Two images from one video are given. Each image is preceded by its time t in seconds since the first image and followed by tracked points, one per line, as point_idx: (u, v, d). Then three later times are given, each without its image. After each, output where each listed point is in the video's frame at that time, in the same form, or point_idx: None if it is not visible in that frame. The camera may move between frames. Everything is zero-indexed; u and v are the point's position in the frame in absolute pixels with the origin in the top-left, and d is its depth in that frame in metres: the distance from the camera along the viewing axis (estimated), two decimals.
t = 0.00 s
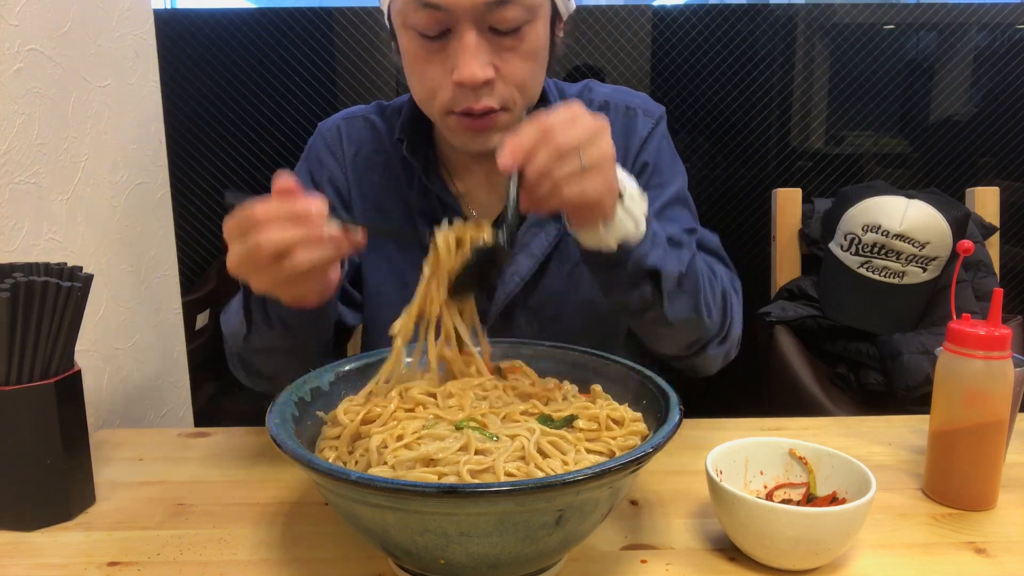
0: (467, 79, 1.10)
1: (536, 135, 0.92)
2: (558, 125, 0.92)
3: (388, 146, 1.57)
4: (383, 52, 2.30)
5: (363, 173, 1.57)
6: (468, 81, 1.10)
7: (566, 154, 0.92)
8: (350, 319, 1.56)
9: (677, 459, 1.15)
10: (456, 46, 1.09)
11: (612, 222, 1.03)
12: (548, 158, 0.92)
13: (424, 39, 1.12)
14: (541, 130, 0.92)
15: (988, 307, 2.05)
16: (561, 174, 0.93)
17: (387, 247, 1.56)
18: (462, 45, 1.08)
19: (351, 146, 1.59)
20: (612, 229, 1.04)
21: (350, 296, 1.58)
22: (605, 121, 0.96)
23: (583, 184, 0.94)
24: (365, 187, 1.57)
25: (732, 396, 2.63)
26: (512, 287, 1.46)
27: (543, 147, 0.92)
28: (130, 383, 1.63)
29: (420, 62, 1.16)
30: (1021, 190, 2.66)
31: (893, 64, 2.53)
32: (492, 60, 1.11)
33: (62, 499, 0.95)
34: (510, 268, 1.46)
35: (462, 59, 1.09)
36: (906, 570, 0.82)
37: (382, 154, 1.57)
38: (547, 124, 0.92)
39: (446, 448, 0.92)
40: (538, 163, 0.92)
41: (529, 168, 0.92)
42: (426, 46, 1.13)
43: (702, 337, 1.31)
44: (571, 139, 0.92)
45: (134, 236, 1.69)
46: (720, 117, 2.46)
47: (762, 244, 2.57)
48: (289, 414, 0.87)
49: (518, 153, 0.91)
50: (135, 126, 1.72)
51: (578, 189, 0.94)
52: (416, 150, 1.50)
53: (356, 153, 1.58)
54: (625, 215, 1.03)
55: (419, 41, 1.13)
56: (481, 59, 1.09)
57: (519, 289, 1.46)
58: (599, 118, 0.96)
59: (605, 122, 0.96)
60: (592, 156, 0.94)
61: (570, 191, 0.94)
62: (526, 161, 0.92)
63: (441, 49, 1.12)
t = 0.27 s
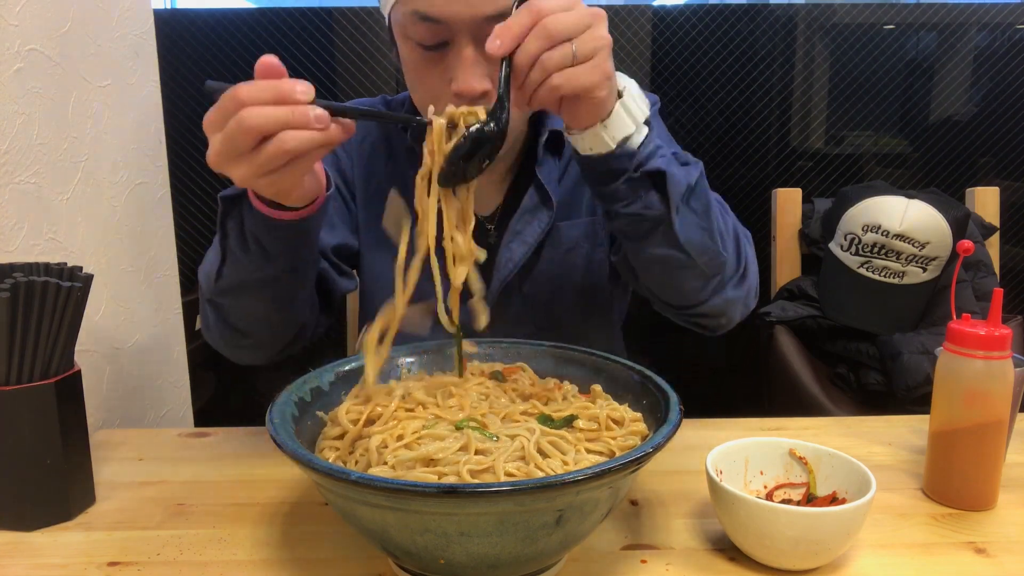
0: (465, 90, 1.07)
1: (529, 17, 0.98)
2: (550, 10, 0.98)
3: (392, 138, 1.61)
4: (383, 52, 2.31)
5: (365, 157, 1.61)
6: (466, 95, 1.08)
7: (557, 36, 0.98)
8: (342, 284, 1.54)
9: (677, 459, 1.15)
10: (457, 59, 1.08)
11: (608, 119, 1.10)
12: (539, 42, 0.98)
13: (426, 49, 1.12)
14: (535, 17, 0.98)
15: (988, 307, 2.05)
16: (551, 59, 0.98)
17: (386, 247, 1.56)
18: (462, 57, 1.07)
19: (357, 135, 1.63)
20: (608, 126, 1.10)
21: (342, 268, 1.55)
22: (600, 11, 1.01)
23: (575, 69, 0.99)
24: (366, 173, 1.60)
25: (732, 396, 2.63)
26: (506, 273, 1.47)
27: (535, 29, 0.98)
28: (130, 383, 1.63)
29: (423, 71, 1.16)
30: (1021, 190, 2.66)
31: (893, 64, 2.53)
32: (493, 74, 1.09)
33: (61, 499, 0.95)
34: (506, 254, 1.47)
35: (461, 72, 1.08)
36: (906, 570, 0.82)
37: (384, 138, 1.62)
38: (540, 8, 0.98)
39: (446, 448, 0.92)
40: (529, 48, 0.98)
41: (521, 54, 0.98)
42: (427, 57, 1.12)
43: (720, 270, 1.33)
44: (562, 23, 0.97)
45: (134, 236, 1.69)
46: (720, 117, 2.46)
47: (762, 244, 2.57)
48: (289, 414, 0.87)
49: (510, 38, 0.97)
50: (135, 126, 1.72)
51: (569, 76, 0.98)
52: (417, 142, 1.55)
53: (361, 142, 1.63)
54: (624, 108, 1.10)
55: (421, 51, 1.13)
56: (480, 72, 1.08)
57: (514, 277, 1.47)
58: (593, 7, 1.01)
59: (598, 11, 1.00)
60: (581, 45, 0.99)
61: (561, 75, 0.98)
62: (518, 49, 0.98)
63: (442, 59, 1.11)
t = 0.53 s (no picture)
0: (464, 95, 1.09)
1: (581, 190, 0.90)
2: (600, 178, 0.89)
3: (385, 148, 1.58)
4: (383, 52, 2.31)
5: (356, 173, 1.58)
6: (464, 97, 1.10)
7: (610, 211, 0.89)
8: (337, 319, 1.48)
9: (677, 459, 1.15)
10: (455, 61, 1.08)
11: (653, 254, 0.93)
12: (585, 208, 0.90)
13: (423, 50, 1.11)
14: (579, 180, 0.91)
15: (988, 307, 2.05)
16: (599, 227, 0.90)
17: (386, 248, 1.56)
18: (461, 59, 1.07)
19: (348, 146, 1.59)
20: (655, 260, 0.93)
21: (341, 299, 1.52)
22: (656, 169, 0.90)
23: (620, 230, 0.89)
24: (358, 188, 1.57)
25: (732, 396, 2.63)
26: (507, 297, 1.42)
27: (588, 204, 0.90)
28: (130, 383, 1.63)
29: (418, 73, 1.16)
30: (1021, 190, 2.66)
31: (893, 64, 2.53)
32: (491, 77, 1.11)
33: (62, 499, 0.95)
34: (508, 275, 1.41)
35: (459, 74, 1.08)
36: (906, 570, 0.82)
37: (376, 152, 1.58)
38: (592, 179, 0.89)
39: (446, 448, 0.92)
40: (576, 213, 0.91)
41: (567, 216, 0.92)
42: (425, 59, 1.12)
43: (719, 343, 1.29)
44: (607, 189, 0.88)
45: (134, 237, 1.69)
46: (720, 117, 2.46)
47: (762, 244, 2.57)
48: (289, 414, 0.87)
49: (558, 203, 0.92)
50: (135, 126, 1.72)
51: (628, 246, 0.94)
52: (413, 154, 1.52)
53: (353, 153, 1.59)
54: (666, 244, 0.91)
55: (417, 53, 1.12)
56: (478, 74, 1.09)
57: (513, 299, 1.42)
58: (644, 162, 0.90)
59: (648, 168, 0.89)
60: (630, 204, 0.88)
61: (605, 237, 0.90)
62: (566, 213, 0.92)
63: (440, 62, 1.11)
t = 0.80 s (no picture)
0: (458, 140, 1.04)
1: (663, 284, 1.01)
2: (683, 282, 1.03)
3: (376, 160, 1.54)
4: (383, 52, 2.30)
5: (346, 186, 1.54)
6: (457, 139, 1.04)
7: (682, 312, 1.04)
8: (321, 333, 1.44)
9: (677, 460, 1.15)
10: (452, 101, 1.01)
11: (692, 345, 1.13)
12: (662, 310, 1.03)
13: (418, 87, 1.05)
14: (667, 283, 1.02)
15: (988, 307, 2.05)
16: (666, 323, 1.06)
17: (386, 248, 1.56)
18: (458, 98, 1.01)
19: (338, 157, 1.55)
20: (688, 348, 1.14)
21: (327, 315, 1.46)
22: (723, 283, 1.07)
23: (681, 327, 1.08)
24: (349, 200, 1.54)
25: (732, 396, 2.63)
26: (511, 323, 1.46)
27: (664, 298, 1.03)
28: (130, 384, 1.63)
29: (412, 107, 1.09)
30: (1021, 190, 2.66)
31: (893, 64, 2.53)
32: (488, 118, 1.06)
33: (62, 499, 0.95)
34: (512, 302, 1.46)
35: (453, 115, 1.02)
36: (906, 570, 0.82)
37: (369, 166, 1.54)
38: (674, 280, 1.02)
39: (446, 449, 0.92)
40: (652, 311, 1.03)
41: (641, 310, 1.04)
42: (420, 92, 1.05)
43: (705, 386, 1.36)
44: (687, 300, 1.03)
45: (134, 237, 1.69)
46: (720, 117, 2.46)
47: (762, 244, 2.57)
48: (289, 414, 0.87)
49: (640, 296, 1.00)
50: (135, 126, 1.72)
51: (673, 333, 1.09)
52: (401, 171, 1.47)
53: (343, 164, 1.55)
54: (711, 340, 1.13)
55: (412, 89, 1.06)
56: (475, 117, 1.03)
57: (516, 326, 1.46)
58: (718, 279, 1.06)
59: (721, 283, 1.06)
60: (698, 312, 1.06)
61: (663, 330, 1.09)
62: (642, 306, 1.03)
63: (435, 100, 1.05)
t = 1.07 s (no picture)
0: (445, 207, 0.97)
1: (680, 301, 1.04)
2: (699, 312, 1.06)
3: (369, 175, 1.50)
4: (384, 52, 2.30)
5: (337, 199, 1.51)
6: (445, 207, 0.97)
7: (688, 339, 1.06)
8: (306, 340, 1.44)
9: (677, 459, 1.15)
10: (443, 170, 0.94)
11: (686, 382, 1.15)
12: (671, 331, 1.06)
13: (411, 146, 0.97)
14: (684, 305, 1.04)
15: (988, 307, 2.05)
16: (671, 348, 1.08)
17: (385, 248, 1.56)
18: (449, 169, 0.93)
19: (329, 172, 1.52)
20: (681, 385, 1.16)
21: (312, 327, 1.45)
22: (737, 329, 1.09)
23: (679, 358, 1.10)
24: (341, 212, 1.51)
25: (732, 397, 2.63)
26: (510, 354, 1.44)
27: (677, 320, 1.05)
28: (130, 384, 1.63)
29: (404, 163, 1.01)
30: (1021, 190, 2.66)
31: (893, 64, 2.53)
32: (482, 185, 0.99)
33: (62, 499, 0.95)
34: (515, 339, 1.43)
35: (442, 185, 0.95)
36: (906, 570, 0.82)
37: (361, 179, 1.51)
38: (692, 301, 1.05)
39: (446, 449, 0.92)
40: (661, 328, 1.06)
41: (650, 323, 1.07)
42: (411, 155, 0.98)
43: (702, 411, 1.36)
44: (698, 330, 1.05)
45: (134, 237, 1.69)
46: (720, 117, 2.46)
47: (762, 244, 2.58)
48: (289, 414, 0.87)
49: (654, 308, 1.04)
50: (135, 126, 1.72)
51: (671, 361, 1.10)
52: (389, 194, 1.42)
53: (334, 179, 1.51)
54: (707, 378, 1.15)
55: (405, 146, 0.97)
56: (466, 189, 0.96)
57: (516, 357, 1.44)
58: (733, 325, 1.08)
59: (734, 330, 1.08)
60: (703, 350, 1.08)
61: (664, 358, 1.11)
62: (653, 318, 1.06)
63: (428, 161, 0.97)
